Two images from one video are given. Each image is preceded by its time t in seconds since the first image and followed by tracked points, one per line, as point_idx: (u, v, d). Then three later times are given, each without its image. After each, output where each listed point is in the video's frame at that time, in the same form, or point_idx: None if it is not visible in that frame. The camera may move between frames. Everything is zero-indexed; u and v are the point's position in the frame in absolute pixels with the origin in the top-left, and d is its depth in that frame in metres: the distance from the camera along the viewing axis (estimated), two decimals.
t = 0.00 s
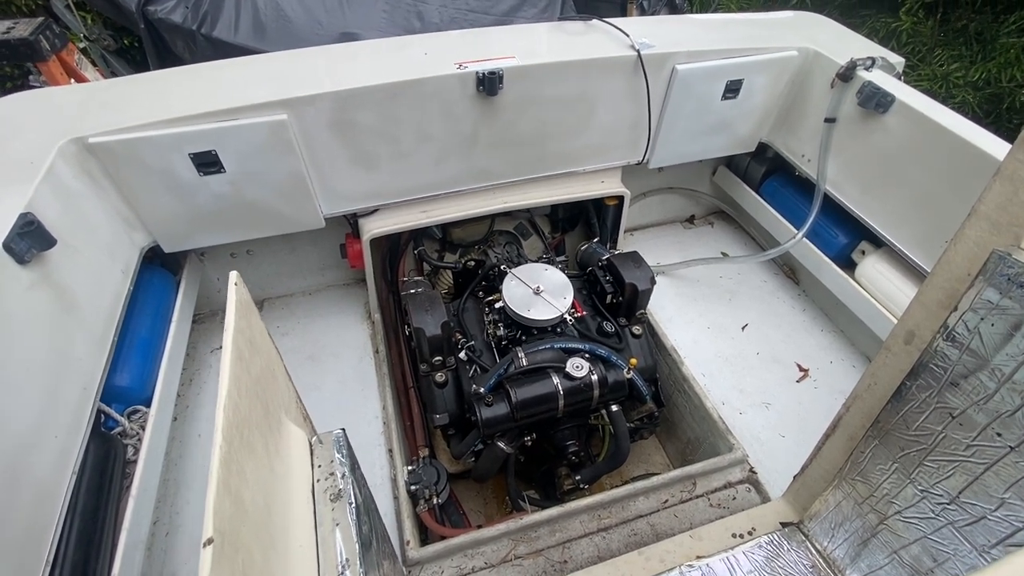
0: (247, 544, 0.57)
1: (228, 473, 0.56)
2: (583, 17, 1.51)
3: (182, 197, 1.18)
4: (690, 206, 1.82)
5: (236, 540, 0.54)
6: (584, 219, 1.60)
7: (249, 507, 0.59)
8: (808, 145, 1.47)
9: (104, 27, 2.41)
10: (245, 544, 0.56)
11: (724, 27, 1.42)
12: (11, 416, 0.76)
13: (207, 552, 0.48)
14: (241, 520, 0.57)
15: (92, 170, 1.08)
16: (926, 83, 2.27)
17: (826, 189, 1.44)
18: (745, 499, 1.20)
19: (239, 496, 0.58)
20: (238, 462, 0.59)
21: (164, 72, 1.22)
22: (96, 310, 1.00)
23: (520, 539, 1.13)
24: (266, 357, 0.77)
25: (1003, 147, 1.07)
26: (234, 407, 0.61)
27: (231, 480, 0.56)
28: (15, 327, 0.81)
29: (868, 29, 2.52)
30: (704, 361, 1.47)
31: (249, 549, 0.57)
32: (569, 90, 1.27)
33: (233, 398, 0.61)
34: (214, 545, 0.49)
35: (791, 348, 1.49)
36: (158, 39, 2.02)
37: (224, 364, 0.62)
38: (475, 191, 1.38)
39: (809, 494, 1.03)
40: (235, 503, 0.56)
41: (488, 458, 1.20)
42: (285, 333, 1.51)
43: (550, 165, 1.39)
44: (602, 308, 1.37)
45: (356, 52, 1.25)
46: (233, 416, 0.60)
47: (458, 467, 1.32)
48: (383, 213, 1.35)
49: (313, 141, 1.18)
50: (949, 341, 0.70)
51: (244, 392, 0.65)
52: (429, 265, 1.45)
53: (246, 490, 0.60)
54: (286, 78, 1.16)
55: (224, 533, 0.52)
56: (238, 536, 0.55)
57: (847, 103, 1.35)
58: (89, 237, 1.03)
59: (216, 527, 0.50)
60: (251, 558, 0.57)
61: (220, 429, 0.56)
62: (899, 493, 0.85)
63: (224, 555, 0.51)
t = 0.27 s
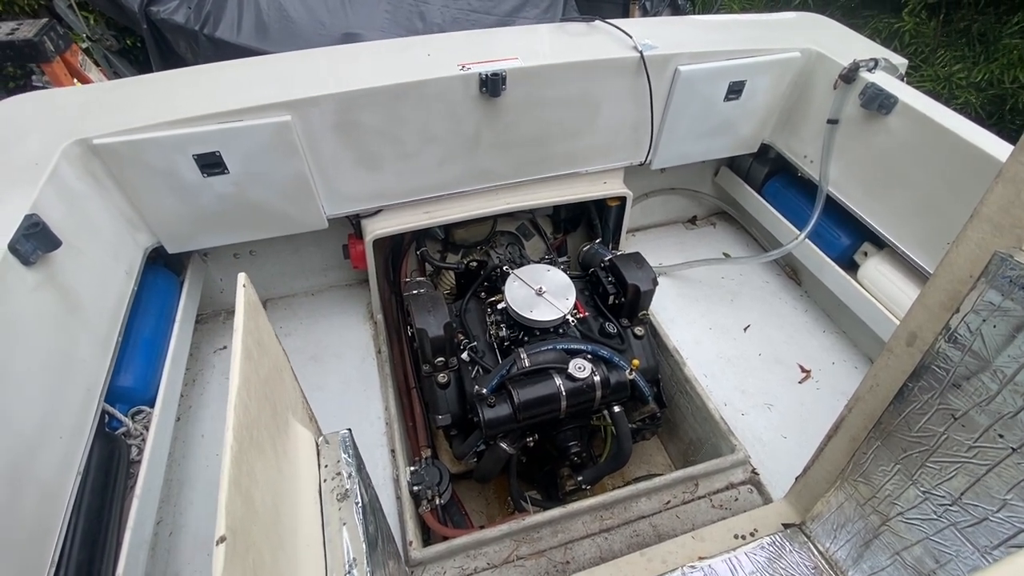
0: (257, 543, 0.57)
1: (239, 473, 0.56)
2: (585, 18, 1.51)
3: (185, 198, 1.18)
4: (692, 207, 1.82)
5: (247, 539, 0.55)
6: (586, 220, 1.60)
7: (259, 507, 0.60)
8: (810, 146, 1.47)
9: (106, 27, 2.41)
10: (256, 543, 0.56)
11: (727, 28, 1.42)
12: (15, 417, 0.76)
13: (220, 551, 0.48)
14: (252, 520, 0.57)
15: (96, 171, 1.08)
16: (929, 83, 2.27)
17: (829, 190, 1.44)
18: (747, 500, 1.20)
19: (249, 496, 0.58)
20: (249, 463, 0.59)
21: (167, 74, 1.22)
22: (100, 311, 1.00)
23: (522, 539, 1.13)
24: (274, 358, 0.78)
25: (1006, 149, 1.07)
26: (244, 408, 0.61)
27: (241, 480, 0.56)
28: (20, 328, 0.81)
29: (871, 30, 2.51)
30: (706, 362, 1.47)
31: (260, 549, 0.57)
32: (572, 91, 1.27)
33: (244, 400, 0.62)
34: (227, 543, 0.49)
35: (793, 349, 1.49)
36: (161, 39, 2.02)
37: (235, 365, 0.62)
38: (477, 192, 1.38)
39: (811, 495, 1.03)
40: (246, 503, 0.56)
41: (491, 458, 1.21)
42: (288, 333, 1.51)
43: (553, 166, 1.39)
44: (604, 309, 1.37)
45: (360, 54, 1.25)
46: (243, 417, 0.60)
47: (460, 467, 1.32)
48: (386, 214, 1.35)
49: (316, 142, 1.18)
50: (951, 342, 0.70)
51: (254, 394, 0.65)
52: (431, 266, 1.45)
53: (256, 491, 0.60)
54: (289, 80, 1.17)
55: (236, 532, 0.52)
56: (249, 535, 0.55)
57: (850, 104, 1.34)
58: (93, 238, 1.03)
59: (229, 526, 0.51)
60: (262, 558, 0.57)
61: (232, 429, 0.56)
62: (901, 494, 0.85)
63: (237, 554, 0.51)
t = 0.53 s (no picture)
0: (260, 546, 0.57)
1: (242, 476, 0.56)
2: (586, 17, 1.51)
3: (185, 199, 1.18)
4: (693, 206, 1.82)
5: (250, 543, 0.54)
6: (587, 220, 1.60)
7: (261, 511, 0.59)
8: (812, 146, 1.47)
9: (106, 27, 2.40)
10: (258, 546, 0.56)
11: (728, 27, 1.41)
12: (16, 420, 0.76)
13: (223, 556, 0.48)
14: (255, 524, 0.57)
15: (95, 172, 1.08)
16: (931, 83, 2.26)
17: (831, 190, 1.44)
18: (749, 501, 1.20)
19: (252, 500, 0.58)
20: (250, 466, 0.59)
21: (168, 74, 1.22)
22: (101, 313, 1.00)
23: (524, 541, 1.13)
24: (275, 360, 0.77)
25: (1008, 148, 1.07)
26: (246, 411, 0.61)
27: (244, 484, 0.56)
28: (22, 330, 0.81)
29: (873, 29, 2.50)
30: (708, 362, 1.47)
31: (263, 551, 0.57)
32: (573, 91, 1.27)
33: (246, 404, 0.62)
34: (230, 548, 0.49)
35: (795, 349, 1.49)
36: (161, 39, 2.02)
37: (235, 368, 0.62)
38: (478, 193, 1.38)
39: (814, 496, 1.03)
40: (249, 508, 0.56)
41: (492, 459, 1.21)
42: (289, 334, 1.51)
43: (554, 166, 1.39)
44: (606, 310, 1.37)
45: (360, 54, 1.24)
46: (245, 420, 0.60)
47: (461, 468, 1.32)
48: (387, 215, 1.35)
49: (317, 143, 1.17)
50: (954, 343, 0.70)
51: (255, 396, 0.65)
52: (432, 267, 1.45)
53: (259, 494, 0.60)
54: (290, 80, 1.16)
55: (239, 536, 0.52)
56: (252, 538, 0.55)
57: (852, 104, 1.34)
58: (94, 240, 1.03)
59: (231, 531, 0.50)
60: (265, 561, 0.57)
61: (233, 433, 0.56)
62: (904, 495, 0.84)
63: (239, 558, 0.51)
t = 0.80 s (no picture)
0: (259, 548, 0.57)
1: (240, 477, 0.56)
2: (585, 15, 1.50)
3: (185, 199, 1.17)
4: (693, 204, 1.81)
5: (248, 545, 0.54)
6: (588, 218, 1.59)
7: (260, 513, 0.59)
8: (812, 143, 1.46)
9: (104, 27, 2.40)
10: (257, 548, 0.56)
11: (728, 25, 1.41)
12: (16, 421, 0.76)
13: (220, 558, 0.48)
14: (254, 526, 0.57)
15: (94, 172, 1.07)
16: (931, 79, 2.22)
17: (831, 188, 1.43)
18: (750, 499, 1.20)
19: (250, 502, 0.58)
20: (248, 467, 0.59)
21: (166, 74, 1.21)
22: (101, 314, 1.00)
23: (525, 540, 1.13)
24: (273, 361, 0.77)
25: (1009, 145, 1.06)
26: (244, 413, 0.61)
27: (242, 485, 0.56)
28: (21, 331, 0.81)
29: (873, 25, 2.49)
30: (708, 360, 1.47)
31: (261, 552, 0.57)
32: (572, 90, 1.26)
33: (245, 405, 0.62)
34: (227, 550, 0.49)
35: (796, 347, 1.49)
36: (159, 39, 2.02)
37: (232, 369, 0.62)
38: (478, 192, 1.38)
39: (815, 494, 1.03)
40: (247, 509, 0.56)
41: (493, 458, 1.21)
42: (290, 334, 1.51)
43: (554, 165, 1.39)
44: (606, 308, 1.37)
45: (359, 53, 1.24)
46: (243, 422, 0.60)
47: (462, 467, 1.32)
48: (387, 214, 1.35)
49: (316, 143, 1.17)
50: (954, 340, 0.70)
51: (253, 397, 0.65)
52: (432, 266, 1.45)
53: (257, 496, 0.60)
54: (288, 80, 1.16)
55: (237, 538, 0.52)
56: (250, 540, 0.55)
57: (852, 101, 1.34)
58: (93, 241, 1.03)
59: (229, 533, 0.50)
60: (264, 562, 0.57)
61: (231, 434, 0.56)
62: (905, 493, 0.84)
63: (237, 559, 0.51)
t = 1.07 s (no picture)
0: (248, 548, 0.57)
1: (229, 478, 0.56)
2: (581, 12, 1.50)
3: (181, 200, 1.17)
4: (691, 201, 1.81)
5: (237, 546, 0.54)
6: (585, 216, 1.59)
7: (250, 513, 0.59)
8: (810, 139, 1.46)
9: (100, 28, 2.39)
10: (246, 549, 0.56)
11: (725, 21, 1.40)
12: (12, 422, 0.76)
13: (207, 558, 0.48)
14: (243, 527, 0.57)
15: (89, 173, 1.07)
16: (929, 74, 2.23)
17: (829, 183, 1.43)
18: (749, 496, 1.20)
19: (240, 502, 0.57)
20: (238, 466, 0.59)
21: (161, 74, 1.21)
22: (97, 315, 1.00)
23: (524, 538, 1.12)
24: (266, 361, 0.77)
25: (1006, 139, 1.06)
26: (234, 413, 0.61)
27: (231, 487, 0.56)
28: (17, 333, 0.81)
29: (871, 21, 2.48)
30: (707, 357, 1.47)
31: (251, 551, 0.57)
32: (569, 87, 1.26)
33: (234, 405, 0.61)
34: (214, 551, 0.49)
35: (794, 343, 1.49)
36: (155, 39, 2.01)
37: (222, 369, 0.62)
38: (475, 190, 1.37)
39: (813, 490, 1.03)
40: (236, 510, 0.56)
41: (492, 457, 1.20)
42: (288, 334, 1.51)
43: (551, 162, 1.38)
44: (604, 305, 1.36)
45: (354, 51, 1.24)
46: (233, 422, 0.60)
47: (461, 466, 1.32)
48: (384, 213, 1.34)
49: (311, 142, 1.17)
50: (951, 335, 0.70)
51: (244, 397, 0.65)
52: (430, 265, 1.45)
53: (247, 496, 0.60)
54: (284, 79, 1.16)
55: (225, 539, 0.52)
56: (239, 541, 0.55)
57: (850, 96, 1.33)
58: (89, 242, 1.03)
59: (216, 533, 0.50)
60: (254, 562, 0.57)
61: (220, 435, 0.56)
62: (903, 488, 0.84)
63: (225, 560, 0.51)
